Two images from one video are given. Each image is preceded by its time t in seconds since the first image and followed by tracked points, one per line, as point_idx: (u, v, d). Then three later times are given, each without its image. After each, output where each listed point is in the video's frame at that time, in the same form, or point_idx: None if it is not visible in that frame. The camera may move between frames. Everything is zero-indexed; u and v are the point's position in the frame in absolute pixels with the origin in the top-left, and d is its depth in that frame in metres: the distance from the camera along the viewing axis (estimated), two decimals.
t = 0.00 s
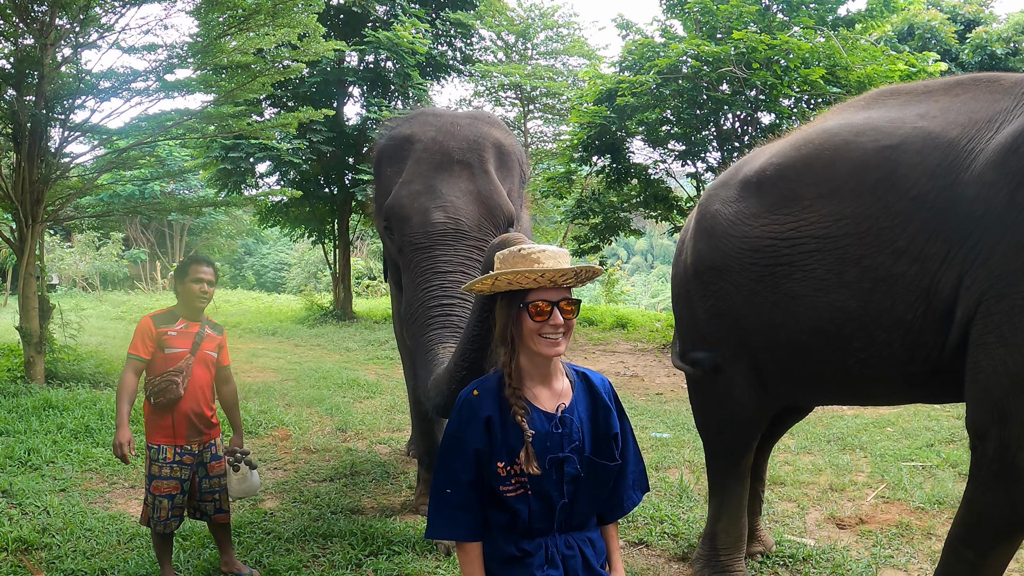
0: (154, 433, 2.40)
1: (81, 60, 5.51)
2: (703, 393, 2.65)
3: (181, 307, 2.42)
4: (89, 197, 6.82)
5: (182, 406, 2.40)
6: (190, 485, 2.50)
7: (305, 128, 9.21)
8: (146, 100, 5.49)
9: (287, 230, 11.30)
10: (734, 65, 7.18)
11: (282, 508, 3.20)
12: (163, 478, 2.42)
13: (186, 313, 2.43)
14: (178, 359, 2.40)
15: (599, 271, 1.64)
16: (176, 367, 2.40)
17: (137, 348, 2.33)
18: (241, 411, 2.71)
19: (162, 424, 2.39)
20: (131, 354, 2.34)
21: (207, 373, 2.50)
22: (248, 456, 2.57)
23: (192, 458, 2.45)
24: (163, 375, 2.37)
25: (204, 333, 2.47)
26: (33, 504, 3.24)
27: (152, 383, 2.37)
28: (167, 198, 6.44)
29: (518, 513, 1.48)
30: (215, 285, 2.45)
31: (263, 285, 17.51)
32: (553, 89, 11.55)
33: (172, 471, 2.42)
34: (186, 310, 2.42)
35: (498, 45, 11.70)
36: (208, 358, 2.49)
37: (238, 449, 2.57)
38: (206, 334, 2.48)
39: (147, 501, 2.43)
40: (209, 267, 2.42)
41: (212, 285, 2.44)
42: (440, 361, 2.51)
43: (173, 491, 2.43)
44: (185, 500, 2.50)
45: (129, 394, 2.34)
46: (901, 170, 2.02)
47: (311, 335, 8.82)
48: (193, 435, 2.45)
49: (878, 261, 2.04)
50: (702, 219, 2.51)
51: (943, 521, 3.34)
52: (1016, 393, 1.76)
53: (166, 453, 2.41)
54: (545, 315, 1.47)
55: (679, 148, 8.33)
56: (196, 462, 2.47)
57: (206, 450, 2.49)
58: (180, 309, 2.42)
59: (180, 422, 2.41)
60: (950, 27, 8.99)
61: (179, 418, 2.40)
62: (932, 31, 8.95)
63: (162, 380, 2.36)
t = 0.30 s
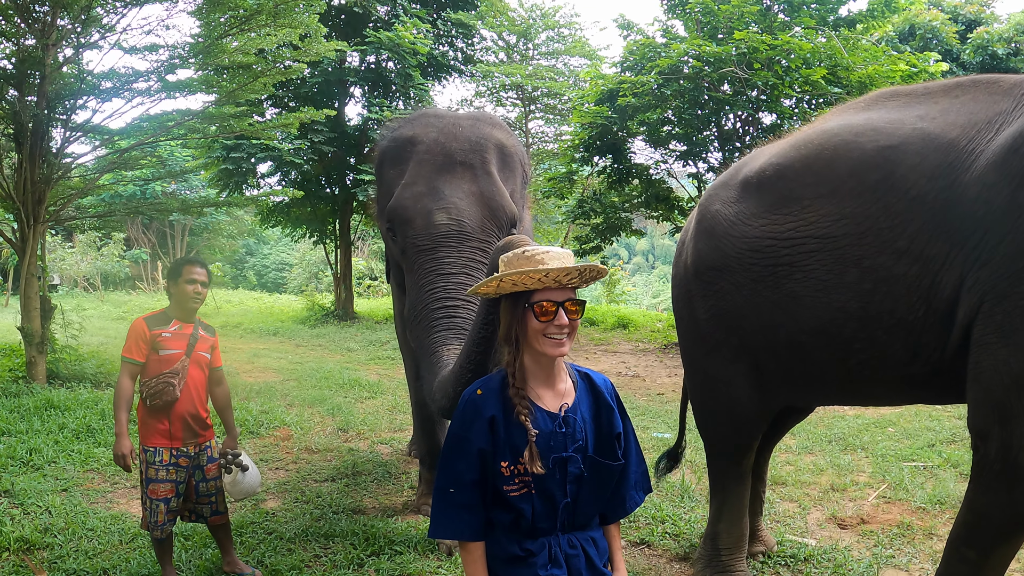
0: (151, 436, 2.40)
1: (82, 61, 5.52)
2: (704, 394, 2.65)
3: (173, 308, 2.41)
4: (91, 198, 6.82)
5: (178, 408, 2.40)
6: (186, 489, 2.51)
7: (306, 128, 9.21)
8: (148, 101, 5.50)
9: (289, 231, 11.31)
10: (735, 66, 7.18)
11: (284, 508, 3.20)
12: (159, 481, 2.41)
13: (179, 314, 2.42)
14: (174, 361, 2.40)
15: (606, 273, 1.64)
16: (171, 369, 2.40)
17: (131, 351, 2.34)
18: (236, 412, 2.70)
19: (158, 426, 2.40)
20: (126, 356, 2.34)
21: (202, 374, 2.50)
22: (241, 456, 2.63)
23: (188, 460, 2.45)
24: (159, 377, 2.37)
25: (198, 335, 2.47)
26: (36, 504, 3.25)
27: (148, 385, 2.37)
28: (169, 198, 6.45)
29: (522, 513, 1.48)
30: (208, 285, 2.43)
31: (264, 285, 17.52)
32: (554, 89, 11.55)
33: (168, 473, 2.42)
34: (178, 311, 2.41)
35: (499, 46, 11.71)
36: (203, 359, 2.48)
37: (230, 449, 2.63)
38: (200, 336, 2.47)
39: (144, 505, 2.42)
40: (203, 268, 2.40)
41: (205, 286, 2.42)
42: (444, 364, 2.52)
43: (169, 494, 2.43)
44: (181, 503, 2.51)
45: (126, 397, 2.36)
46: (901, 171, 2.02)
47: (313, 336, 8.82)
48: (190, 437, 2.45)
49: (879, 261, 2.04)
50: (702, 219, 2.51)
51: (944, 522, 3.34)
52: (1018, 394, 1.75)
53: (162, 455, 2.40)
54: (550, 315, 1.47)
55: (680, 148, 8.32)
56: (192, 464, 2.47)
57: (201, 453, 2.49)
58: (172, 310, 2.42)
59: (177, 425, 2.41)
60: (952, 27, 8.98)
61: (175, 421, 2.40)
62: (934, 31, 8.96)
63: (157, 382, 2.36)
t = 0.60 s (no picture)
0: (138, 440, 2.40)
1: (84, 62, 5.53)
2: (704, 394, 2.65)
3: (153, 310, 2.42)
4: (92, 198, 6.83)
5: (165, 410, 2.41)
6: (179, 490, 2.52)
7: (306, 128, 9.20)
8: (149, 101, 5.51)
9: (289, 231, 11.30)
10: (735, 66, 7.18)
11: (285, 508, 3.20)
12: (150, 484, 2.41)
13: (160, 316, 2.43)
14: (158, 363, 2.42)
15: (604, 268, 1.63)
16: (156, 372, 2.41)
17: (114, 355, 2.33)
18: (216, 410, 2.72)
19: (144, 431, 2.40)
20: (108, 363, 2.33)
21: (186, 374, 2.53)
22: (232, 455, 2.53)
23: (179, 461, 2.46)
24: (144, 381, 2.39)
25: (180, 335, 2.49)
26: (37, 504, 3.25)
27: (133, 390, 2.38)
28: (170, 199, 6.46)
29: (522, 513, 1.48)
30: (187, 286, 2.44)
31: (265, 286, 17.54)
32: (555, 90, 11.56)
33: (159, 476, 2.43)
34: (159, 313, 2.42)
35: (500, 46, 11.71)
36: (186, 359, 2.51)
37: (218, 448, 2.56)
38: (182, 336, 2.49)
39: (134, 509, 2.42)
40: (181, 268, 2.41)
41: (184, 286, 2.43)
42: (449, 366, 2.52)
43: (161, 497, 2.43)
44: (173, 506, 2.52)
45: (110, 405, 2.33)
46: (903, 169, 2.02)
47: (314, 336, 8.82)
48: (178, 438, 2.46)
49: (881, 260, 2.04)
50: (702, 218, 2.50)
51: (944, 522, 3.34)
52: (1020, 393, 1.76)
53: (151, 459, 2.41)
54: (552, 316, 1.47)
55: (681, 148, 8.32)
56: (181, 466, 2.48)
57: (190, 453, 2.50)
58: (153, 313, 2.42)
59: (164, 426, 2.43)
60: (953, 27, 8.97)
61: (163, 423, 2.42)
62: (935, 31, 8.95)
63: (143, 386, 2.38)
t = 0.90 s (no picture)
0: (131, 440, 2.41)
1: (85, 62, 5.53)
2: (703, 394, 2.65)
3: (138, 311, 2.42)
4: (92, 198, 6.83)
5: (158, 409, 2.43)
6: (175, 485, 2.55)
7: (307, 128, 9.19)
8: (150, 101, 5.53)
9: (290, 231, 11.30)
10: (737, 67, 7.17)
11: (286, 509, 3.19)
12: (145, 483, 2.43)
13: (145, 315, 2.43)
14: (148, 363, 2.43)
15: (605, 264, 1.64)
16: (146, 372, 2.42)
17: (103, 358, 2.32)
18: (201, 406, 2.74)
19: (137, 431, 2.41)
20: (96, 366, 2.32)
21: (174, 371, 2.55)
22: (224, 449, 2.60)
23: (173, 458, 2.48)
24: (136, 382, 2.39)
25: (167, 333, 2.50)
26: (38, 504, 3.25)
27: (123, 392, 2.38)
28: (171, 199, 6.46)
29: (523, 514, 1.48)
30: (169, 284, 2.45)
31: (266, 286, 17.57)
32: (556, 90, 11.56)
33: (154, 475, 2.45)
34: (144, 313, 2.42)
35: (501, 47, 11.71)
36: (173, 356, 2.54)
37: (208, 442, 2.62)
38: (168, 334, 2.51)
39: (127, 509, 2.42)
40: (164, 267, 2.42)
41: (167, 284, 2.44)
42: (451, 367, 2.53)
43: (157, 495, 2.45)
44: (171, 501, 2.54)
45: (105, 408, 2.32)
46: (905, 170, 2.02)
47: (315, 336, 8.82)
48: (171, 436, 2.48)
49: (883, 261, 2.04)
50: (703, 218, 2.50)
51: (945, 522, 3.34)
52: (1021, 393, 1.76)
53: (146, 459, 2.42)
54: (552, 316, 1.46)
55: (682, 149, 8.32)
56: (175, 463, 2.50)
57: (184, 450, 2.53)
58: (138, 313, 2.42)
59: (156, 425, 2.44)
60: (954, 27, 8.96)
61: (156, 421, 2.43)
62: (936, 31, 8.94)
63: (135, 387, 2.38)
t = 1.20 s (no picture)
0: (133, 441, 2.42)
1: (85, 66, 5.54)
2: (703, 396, 2.65)
3: (134, 314, 2.44)
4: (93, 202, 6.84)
5: (160, 409, 2.46)
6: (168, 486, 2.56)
7: (308, 132, 9.19)
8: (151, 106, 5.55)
9: (291, 235, 11.30)
10: (737, 68, 7.17)
11: (288, 512, 3.18)
12: (148, 484, 2.45)
13: (141, 318, 2.45)
14: (147, 363, 2.45)
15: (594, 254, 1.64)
16: (147, 372, 2.45)
17: (102, 361, 2.36)
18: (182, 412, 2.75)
19: (140, 430, 2.43)
20: (96, 368, 2.35)
21: (172, 373, 2.58)
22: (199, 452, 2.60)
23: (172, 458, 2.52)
24: (137, 382, 2.41)
25: (163, 335, 2.53)
26: (39, 507, 3.25)
27: (127, 392, 2.40)
28: (172, 203, 6.47)
29: (524, 515, 1.48)
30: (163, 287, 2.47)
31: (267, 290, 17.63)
32: (556, 93, 11.57)
33: (156, 475, 2.47)
34: (140, 315, 2.45)
35: (501, 49, 11.71)
36: (170, 357, 2.56)
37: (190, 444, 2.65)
38: (164, 335, 2.54)
39: (129, 510, 2.43)
40: (158, 270, 2.43)
41: (161, 287, 2.46)
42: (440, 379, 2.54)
43: (158, 495, 2.47)
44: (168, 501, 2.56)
45: (105, 409, 2.35)
46: (904, 171, 2.02)
47: (317, 340, 8.82)
48: (170, 436, 2.51)
49: (883, 261, 2.04)
50: (702, 221, 2.50)
51: (947, 523, 3.35)
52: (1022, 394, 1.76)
53: (148, 459, 2.45)
54: (553, 317, 1.46)
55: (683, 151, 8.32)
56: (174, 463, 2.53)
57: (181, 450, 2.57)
58: (134, 316, 2.44)
59: (158, 426, 2.46)
60: (953, 28, 8.96)
61: (159, 421, 2.46)
62: (935, 32, 8.95)
63: (137, 387, 2.40)
